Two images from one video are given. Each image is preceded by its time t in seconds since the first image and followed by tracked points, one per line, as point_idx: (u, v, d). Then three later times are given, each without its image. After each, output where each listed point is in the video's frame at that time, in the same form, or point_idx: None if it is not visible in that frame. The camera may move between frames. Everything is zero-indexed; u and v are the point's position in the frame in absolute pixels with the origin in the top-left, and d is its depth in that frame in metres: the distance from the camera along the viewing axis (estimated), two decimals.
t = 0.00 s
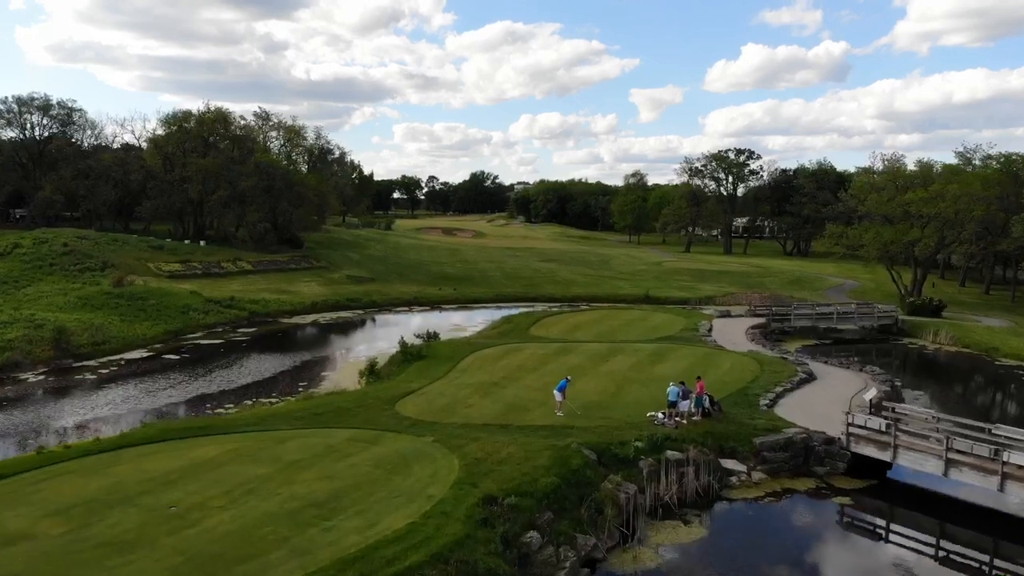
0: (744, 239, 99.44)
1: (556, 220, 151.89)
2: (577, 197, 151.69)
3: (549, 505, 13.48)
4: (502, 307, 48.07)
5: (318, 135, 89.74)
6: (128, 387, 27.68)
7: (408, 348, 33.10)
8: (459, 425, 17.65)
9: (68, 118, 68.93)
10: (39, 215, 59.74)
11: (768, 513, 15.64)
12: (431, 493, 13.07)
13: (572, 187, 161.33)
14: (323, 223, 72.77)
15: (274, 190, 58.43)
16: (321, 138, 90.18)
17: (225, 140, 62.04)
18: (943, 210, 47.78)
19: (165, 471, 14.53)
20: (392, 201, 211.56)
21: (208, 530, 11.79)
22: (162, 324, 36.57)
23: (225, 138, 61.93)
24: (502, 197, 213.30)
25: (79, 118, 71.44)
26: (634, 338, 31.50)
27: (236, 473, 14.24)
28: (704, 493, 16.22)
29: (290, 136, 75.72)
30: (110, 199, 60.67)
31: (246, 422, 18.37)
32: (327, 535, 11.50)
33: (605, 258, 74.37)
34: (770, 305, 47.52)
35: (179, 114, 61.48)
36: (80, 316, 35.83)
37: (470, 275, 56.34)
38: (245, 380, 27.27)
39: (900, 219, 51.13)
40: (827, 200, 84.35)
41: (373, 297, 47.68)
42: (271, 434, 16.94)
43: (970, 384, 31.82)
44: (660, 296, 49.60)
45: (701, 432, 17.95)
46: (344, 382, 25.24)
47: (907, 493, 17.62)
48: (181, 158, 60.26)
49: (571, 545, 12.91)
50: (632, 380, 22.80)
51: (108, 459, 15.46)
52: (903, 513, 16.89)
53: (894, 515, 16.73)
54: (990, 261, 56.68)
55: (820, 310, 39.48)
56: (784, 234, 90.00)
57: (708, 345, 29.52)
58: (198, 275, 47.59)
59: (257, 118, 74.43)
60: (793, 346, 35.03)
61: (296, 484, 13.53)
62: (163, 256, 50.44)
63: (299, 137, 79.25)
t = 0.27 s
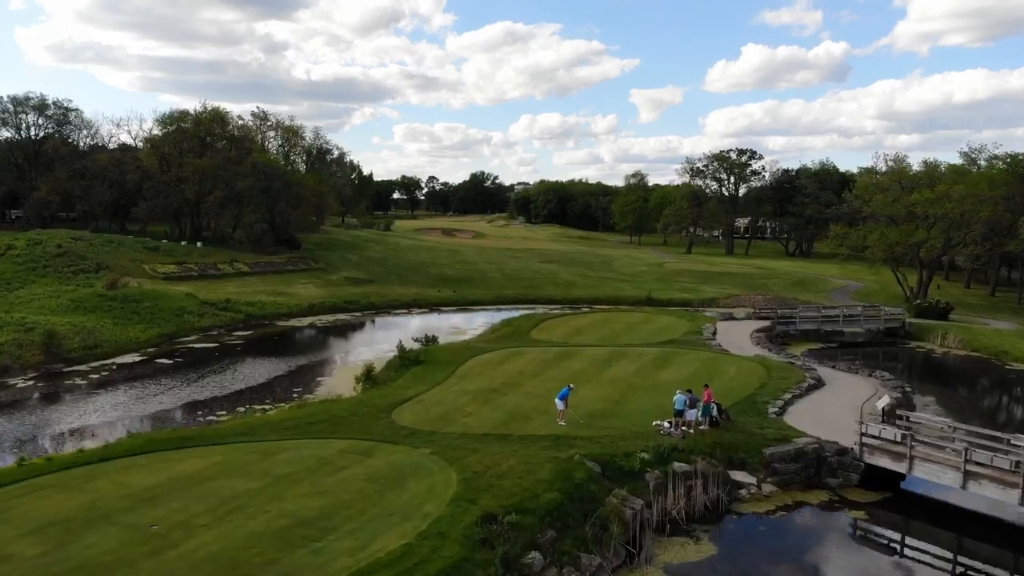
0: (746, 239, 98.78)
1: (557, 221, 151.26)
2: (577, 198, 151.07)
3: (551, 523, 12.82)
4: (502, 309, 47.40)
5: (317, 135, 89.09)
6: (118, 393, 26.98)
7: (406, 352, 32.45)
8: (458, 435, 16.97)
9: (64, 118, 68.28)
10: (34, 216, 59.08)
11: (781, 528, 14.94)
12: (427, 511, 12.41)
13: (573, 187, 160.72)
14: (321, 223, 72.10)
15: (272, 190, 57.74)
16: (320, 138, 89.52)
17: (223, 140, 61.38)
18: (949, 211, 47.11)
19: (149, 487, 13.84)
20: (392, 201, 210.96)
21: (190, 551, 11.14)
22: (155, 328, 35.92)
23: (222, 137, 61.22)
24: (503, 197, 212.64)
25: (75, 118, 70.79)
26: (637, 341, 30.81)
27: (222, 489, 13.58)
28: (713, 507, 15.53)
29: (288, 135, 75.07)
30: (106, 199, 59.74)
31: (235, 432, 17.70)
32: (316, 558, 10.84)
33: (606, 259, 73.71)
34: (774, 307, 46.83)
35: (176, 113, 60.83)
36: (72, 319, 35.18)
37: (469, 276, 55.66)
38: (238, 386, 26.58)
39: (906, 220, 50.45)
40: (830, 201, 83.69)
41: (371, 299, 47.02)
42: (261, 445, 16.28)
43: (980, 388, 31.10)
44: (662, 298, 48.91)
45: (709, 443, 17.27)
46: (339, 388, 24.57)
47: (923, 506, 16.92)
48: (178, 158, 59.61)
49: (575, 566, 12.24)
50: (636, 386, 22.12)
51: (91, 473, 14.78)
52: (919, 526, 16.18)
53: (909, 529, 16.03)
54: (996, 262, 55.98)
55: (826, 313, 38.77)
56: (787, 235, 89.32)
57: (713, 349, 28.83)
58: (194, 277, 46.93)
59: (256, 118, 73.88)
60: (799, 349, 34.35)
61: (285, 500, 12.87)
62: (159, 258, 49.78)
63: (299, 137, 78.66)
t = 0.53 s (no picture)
0: (748, 239, 98.04)
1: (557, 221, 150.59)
2: (578, 198, 150.38)
3: (554, 546, 12.07)
4: (502, 311, 46.62)
5: (315, 135, 88.35)
6: (106, 399, 26.20)
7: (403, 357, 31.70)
8: (455, 447, 16.20)
9: (59, 117, 67.52)
10: (28, 217, 58.34)
11: (796, 546, 14.12)
12: (421, 533, 11.65)
13: (573, 187, 160.07)
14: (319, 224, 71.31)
15: (269, 191, 56.90)
16: (318, 137, 88.78)
17: (219, 140, 60.62)
18: (956, 211, 46.36)
19: (128, 506, 13.08)
20: (392, 201, 210.29)
21: None
22: (148, 331, 35.17)
23: (219, 137, 60.67)
24: (503, 197, 211.93)
25: (70, 118, 70.04)
26: (641, 345, 30.04)
27: (206, 508, 12.82)
28: (724, 523, 14.75)
29: (286, 135, 74.37)
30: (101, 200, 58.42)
31: (223, 444, 16.93)
32: None
33: (607, 259, 72.98)
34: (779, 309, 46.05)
35: (172, 113, 60.09)
36: (62, 323, 34.42)
37: (469, 277, 54.90)
38: (231, 392, 25.82)
39: (912, 221, 49.70)
40: (833, 201, 82.96)
41: (369, 301, 46.25)
42: (249, 459, 15.52)
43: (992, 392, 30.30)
44: (664, 300, 48.14)
45: (718, 455, 16.51)
46: (334, 395, 23.81)
47: (942, 521, 16.13)
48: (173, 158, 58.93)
49: None
50: (641, 394, 21.34)
51: (68, 490, 14.01)
52: (938, 543, 15.38)
53: (928, 545, 15.22)
54: (1003, 263, 55.21)
55: (832, 316, 37.97)
56: (789, 235, 88.59)
57: (719, 354, 28.07)
58: (189, 279, 46.18)
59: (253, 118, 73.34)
60: (806, 354, 33.58)
61: (271, 521, 12.11)
62: (154, 259, 49.03)
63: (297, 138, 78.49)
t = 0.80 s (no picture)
0: (749, 240, 97.44)
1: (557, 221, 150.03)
2: (578, 198, 149.81)
3: (556, 566, 11.50)
4: (502, 312, 46.03)
5: (314, 135, 87.78)
6: (97, 404, 25.62)
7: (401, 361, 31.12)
8: (453, 457, 15.60)
9: (55, 116, 66.95)
10: (23, 217, 57.78)
11: (809, 561, 13.48)
12: (417, 553, 11.07)
13: (573, 187, 159.51)
14: (317, 224, 70.67)
15: (266, 191, 56.06)
16: (317, 137, 88.20)
17: (216, 140, 60.05)
18: (962, 212, 45.75)
19: (110, 522, 12.48)
20: (391, 202, 209.75)
21: None
22: (142, 334, 34.59)
23: (216, 137, 60.08)
24: (502, 197, 211.35)
25: (66, 117, 69.50)
26: (644, 349, 29.44)
27: (191, 524, 12.23)
28: (733, 538, 14.13)
29: (284, 135, 73.82)
30: (98, 200, 57.98)
31: (212, 454, 16.34)
32: None
33: (607, 260, 72.40)
34: (783, 311, 45.42)
35: (168, 112, 59.54)
36: (54, 326, 33.84)
37: (468, 278, 54.29)
38: (225, 398, 25.21)
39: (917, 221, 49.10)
40: (835, 201, 82.37)
41: (367, 302, 45.63)
42: (238, 470, 14.93)
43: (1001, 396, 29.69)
44: (667, 301, 47.55)
45: (726, 466, 15.91)
46: (330, 402, 23.23)
47: (958, 535, 15.52)
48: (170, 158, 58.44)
49: None
50: (644, 400, 20.74)
51: (50, 505, 13.43)
52: (954, 557, 14.75)
53: (943, 559, 14.58)
54: (1009, 264, 54.58)
55: (838, 318, 37.33)
56: (791, 235, 87.99)
57: (723, 358, 27.48)
58: (185, 280, 45.60)
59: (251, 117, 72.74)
60: (811, 357, 32.96)
61: (259, 539, 11.52)
62: (150, 260, 48.46)
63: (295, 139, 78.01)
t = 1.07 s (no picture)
0: (751, 240, 96.71)
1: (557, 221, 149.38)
2: (578, 198, 149.16)
3: None
4: (502, 314, 45.31)
5: (312, 134, 87.14)
6: (85, 410, 24.89)
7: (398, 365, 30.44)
8: (451, 470, 14.91)
9: (50, 116, 66.31)
10: (17, 218, 57.16)
11: None
12: None
13: (573, 187, 158.85)
14: (315, 224, 69.95)
15: (262, 191, 55.38)
16: (315, 137, 87.58)
17: (212, 139, 59.36)
18: (970, 212, 45.02)
19: (86, 541, 11.80)
20: (391, 202, 209.09)
21: None
22: (134, 337, 33.90)
23: (212, 136, 58.98)
24: (502, 197, 210.75)
25: (61, 117, 68.87)
26: (647, 353, 28.72)
27: (172, 544, 11.54)
28: (744, 556, 13.42)
29: (281, 134, 73.05)
30: (93, 200, 57.45)
31: (199, 466, 15.63)
32: None
33: (608, 260, 71.71)
34: (787, 313, 44.69)
35: (164, 111, 58.94)
36: (44, 329, 33.15)
37: (467, 279, 53.59)
38: (217, 404, 24.51)
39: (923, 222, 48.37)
40: (838, 201, 81.66)
41: (365, 304, 44.94)
42: (224, 485, 14.23)
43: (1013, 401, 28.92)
44: (669, 303, 46.84)
45: (736, 479, 15.21)
46: (324, 408, 22.53)
47: (980, 552, 14.76)
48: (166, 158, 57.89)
49: None
50: (648, 407, 20.04)
51: (25, 522, 12.76)
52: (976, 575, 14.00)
53: None
54: (1015, 265, 53.86)
55: (844, 320, 36.57)
56: (793, 236, 87.29)
57: (729, 362, 26.78)
58: (180, 282, 44.92)
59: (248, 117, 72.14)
60: (818, 361, 32.24)
61: (243, 561, 10.83)
62: (144, 261, 47.79)
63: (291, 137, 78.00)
